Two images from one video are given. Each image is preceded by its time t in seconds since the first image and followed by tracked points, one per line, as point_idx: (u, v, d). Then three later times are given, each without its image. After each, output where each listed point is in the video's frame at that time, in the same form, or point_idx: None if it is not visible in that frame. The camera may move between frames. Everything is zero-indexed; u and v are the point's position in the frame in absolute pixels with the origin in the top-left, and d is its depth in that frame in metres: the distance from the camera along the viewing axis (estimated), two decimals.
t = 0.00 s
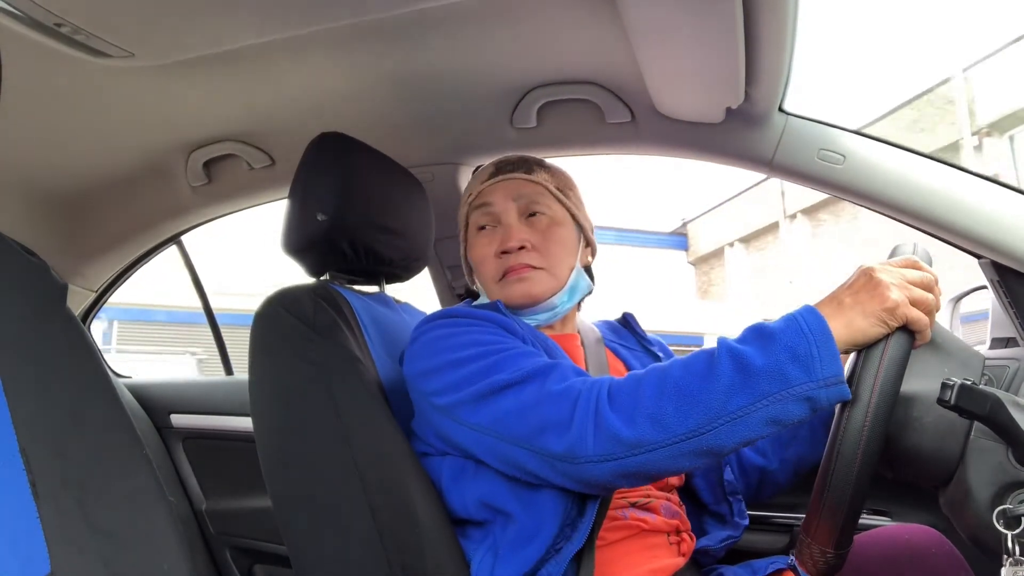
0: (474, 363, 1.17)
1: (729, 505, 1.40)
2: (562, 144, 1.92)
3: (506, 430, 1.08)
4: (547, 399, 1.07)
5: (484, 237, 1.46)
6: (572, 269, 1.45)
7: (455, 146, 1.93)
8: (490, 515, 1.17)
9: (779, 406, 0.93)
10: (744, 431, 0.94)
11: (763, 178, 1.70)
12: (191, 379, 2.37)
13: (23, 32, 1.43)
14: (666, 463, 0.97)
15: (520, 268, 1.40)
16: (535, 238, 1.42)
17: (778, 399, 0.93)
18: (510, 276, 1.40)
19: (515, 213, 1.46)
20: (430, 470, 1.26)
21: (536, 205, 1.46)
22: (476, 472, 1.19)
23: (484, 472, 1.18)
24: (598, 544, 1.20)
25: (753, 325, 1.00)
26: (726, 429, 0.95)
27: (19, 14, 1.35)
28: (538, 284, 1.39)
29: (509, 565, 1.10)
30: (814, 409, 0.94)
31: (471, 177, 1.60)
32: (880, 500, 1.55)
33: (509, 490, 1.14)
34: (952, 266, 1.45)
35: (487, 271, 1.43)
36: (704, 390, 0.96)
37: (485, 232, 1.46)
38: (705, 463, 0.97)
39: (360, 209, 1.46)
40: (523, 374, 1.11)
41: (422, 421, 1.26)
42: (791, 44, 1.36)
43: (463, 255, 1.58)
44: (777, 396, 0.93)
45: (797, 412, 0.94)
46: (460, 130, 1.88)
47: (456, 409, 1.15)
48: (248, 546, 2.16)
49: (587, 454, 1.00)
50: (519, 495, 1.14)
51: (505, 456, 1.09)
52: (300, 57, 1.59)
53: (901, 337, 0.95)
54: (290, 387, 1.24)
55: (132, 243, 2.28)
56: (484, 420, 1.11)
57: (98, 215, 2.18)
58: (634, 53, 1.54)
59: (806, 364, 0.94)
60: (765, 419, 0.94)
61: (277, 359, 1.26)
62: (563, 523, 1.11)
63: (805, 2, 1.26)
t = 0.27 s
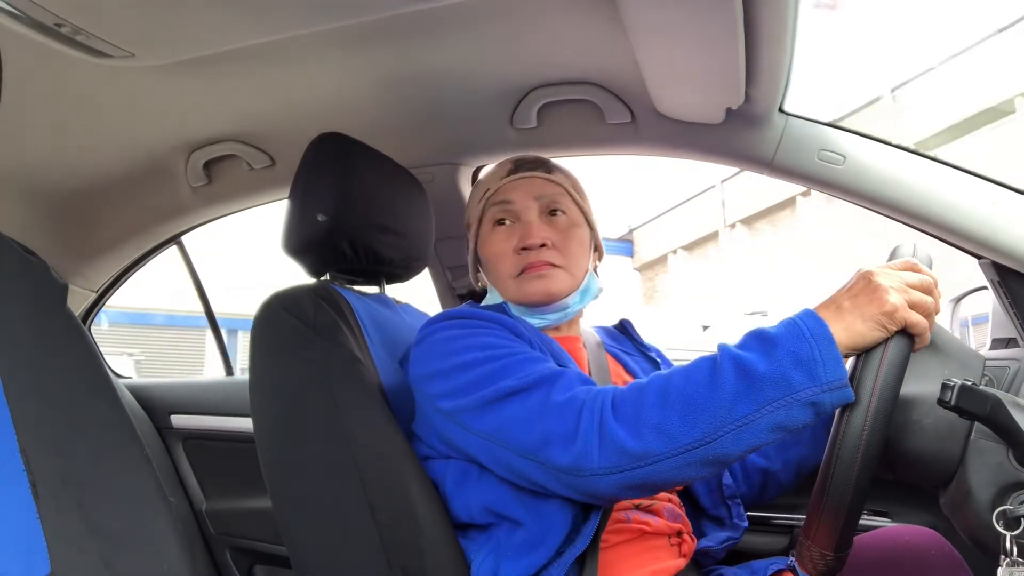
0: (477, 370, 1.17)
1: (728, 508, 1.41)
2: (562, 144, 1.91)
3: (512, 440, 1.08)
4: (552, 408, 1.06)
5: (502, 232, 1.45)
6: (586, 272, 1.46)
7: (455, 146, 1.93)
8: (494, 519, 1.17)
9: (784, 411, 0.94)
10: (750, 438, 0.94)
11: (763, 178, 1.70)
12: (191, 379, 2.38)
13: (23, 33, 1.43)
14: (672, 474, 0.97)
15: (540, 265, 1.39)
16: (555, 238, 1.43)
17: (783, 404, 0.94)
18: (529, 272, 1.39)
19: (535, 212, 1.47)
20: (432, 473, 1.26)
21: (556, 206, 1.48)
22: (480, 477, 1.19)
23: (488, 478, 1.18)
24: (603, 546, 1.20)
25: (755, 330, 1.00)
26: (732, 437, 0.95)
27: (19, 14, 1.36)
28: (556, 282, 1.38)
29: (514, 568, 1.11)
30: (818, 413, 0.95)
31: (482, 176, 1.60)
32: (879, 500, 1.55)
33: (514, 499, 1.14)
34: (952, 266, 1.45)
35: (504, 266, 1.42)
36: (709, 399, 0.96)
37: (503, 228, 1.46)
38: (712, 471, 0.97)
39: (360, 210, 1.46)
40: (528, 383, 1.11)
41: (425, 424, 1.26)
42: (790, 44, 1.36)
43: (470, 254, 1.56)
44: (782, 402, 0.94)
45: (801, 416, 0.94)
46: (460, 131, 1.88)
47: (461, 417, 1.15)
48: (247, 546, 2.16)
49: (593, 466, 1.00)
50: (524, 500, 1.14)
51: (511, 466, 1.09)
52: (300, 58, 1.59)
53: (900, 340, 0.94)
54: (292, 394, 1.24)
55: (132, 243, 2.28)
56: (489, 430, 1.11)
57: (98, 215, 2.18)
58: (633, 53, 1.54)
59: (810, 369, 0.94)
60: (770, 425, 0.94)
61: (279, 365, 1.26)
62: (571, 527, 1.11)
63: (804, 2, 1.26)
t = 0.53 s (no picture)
0: (481, 373, 1.17)
1: (727, 509, 1.42)
2: (562, 144, 1.91)
3: (516, 444, 1.08)
4: (556, 412, 1.06)
5: (523, 228, 1.49)
6: (598, 274, 1.51)
7: (455, 146, 1.93)
8: (497, 522, 1.17)
9: (788, 412, 0.94)
10: (754, 439, 0.94)
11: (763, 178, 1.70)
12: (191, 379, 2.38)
13: (23, 33, 1.43)
14: (676, 477, 0.97)
15: (562, 261, 1.43)
16: (575, 237, 1.48)
17: (787, 405, 0.94)
18: (551, 268, 1.43)
19: (556, 211, 1.51)
20: (434, 476, 1.26)
21: (573, 207, 1.53)
22: (483, 481, 1.19)
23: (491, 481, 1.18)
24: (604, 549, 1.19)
25: (757, 331, 1.00)
26: (736, 439, 0.94)
27: (19, 14, 1.36)
28: (576, 279, 1.42)
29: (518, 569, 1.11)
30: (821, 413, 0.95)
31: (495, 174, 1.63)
32: (879, 500, 1.56)
33: (517, 504, 1.14)
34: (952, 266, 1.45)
35: (524, 261, 1.45)
36: (712, 401, 0.96)
37: (524, 224, 1.50)
38: (716, 474, 0.97)
39: (361, 210, 1.46)
40: (533, 386, 1.11)
41: (427, 426, 1.27)
42: (791, 43, 1.36)
43: (478, 250, 1.59)
44: (785, 402, 0.94)
45: (804, 417, 0.94)
46: (460, 131, 1.88)
47: (464, 420, 1.15)
48: (248, 547, 2.16)
49: (597, 471, 1.00)
50: (527, 504, 1.14)
51: (515, 470, 1.09)
52: (300, 57, 1.59)
53: (900, 340, 0.94)
54: (295, 397, 1.23)
55: (132, 243, 2.28)
56: (493, 433, 1.11)
57: (98, 215, 2.18)
58: (634, 53, 1.54)
59: (813, 369, 0.94)
60: (774, 427, 0.94)
61: (281, 366, 1.26)
62: (576, 530, 1.11)
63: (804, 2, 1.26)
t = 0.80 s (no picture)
0: (483, 373, 1.18)
1: (727, 512, 1.42)
2: (562, 144, 1.91)
3: (517, 444, 1.08)
4: (556, 412, 1.06)
5: (538, 225, 1.50)
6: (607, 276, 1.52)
7: (455, 146, 1.92)
8: (497, 522, 1.17)
9: (788, 411, 0.94)
10: (755, 439, 0.94)
11: (762, 179, 1.70)
12: (190, 378, 2.37)
13: (23, 33, 1.43)
14: (677, 477, 0.97)
15: (578, 258, 1.44)
16: (589, 236, 1.50)
17: (787, 404, 0.94)
18: (567, 264, 1.44)
19: (571, 210, 1.53)
20: (434, 476, 1.26)
21: (586, 210, 1.56)
22: (484, 481, 1.19)
23: (492, 481, 1.18)
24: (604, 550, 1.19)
25: (756, 331, 1.00)
26: (736, 439, 0.94)
27: (19, 14, 1.36)
28: (591, 278, 1.44)
29: (519, 569, 1.11)
30: (822, 412, 0.94)
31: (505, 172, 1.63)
32: (879, 500, 1.57)
33: (518, 504, 1.15)
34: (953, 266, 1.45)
35: (539, 256, 1.46)
36: (712, 401, 0.96)
37: (539, 221, 1.51)
38: (717, 474, 0.97)
39: (361, 210, 1.47)
40: (534, 387, 1.11)
41: (428, 426, 1.27)
42: (790, 44, 1.36)
43: (486, 246, 1.58)
44: (785, 402, 0.94)
45: (805, 416, 0.94)
46: (459, 131, 1.88)
47: (465, 420, 1.15)
48: (248, 547, 2.16)
49: (598, 471, 1.00)
50: (528, 503, 1.14)
51: (516, 471, 1.09)
52: (300, 57, 1.59)
53: (901, 339, 0.94)
54: (295, 397, 1.23)
55: (131, 243, 2.28)
56: (494, 433, 1.11)
57: (98, 215, 2.18)
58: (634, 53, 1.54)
59: (813, 368, 0.94)
60: (775, 426, 0.94)
61: (281, 367, 1.26)
62: (578, 530, 1.11)
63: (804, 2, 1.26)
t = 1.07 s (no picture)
0: (483, 372, 1.18)
1: (727, 513, 1.42)
2: (562, 144, 1.91)
3: (517, 443, 1.08)
4: (557, 411, 1.06)
5: (545, 223, 1.50)
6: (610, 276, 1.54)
7: (455, 146, 1.92)
8: (498, 521, 1.17)
9: (788, 410, 0.93)
10: (754, 437, 0.94)
11: (762, 179, 1.70)
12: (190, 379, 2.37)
13: (22, 33, 1.43)
14: (677, 476, 0.97)
15: (585, 256, 1.45)
16: (595, 235, 1.51)
17: (787, 403, 0.93)
18: (574, 262, 1.44)
19: (576, 209, 1.54)
20: (434, 475, 1.26)
21: (590, 211, 1.57)
22: (485, 480, 1.19)
23: (492, 481, 1.18)
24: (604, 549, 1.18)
25: (757, 330, 1.00)
26: (735, 437, 0.94)
27: (19, 14, 1.36)
28: (598, 276, 1.45)
29: (520, 567, 1.11)
30: (822, 410, 0.94)
31: (508, 172, 1.64)
32: (879, 500, 1.57)
33: (519, 503, 1.15)
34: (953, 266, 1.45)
35: (547, 253, 1.46)
36: (712, 399, 0.96)
37: (546, 219, 1.51)
38: (717, 472, 0.96)
39: (360, 209, 1.46)
40: (535, 386, 1.11)
41: (428, 425, 1.27)
42: (790, 44, 1.36)
43: (490, 245, 1.57)
44: (785, 400, 0.93)
45: (806, 415, 0.94)
46: (459, 131, 1.88)
47: (465, 418, 1.15)
48: (247, 547, 2.16)
49: (598, 469, 1.00)
50: (529, 502, 1.14)
51: (516, 469, 1.09)
52: (300, 57, 1.58)
53: (900, 339, 0.94)
54: (295, 396, 1.24)
55: (131, 243, 2.28)
56: (494, 432, 1.11)
57: (98, 215, 2.18)
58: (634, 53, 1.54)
59: (813, 367, 0.93)
60: (775, 424, 0.94)
61: (281, 366, 1.26)
62: (578, 529, 1.11)
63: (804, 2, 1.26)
